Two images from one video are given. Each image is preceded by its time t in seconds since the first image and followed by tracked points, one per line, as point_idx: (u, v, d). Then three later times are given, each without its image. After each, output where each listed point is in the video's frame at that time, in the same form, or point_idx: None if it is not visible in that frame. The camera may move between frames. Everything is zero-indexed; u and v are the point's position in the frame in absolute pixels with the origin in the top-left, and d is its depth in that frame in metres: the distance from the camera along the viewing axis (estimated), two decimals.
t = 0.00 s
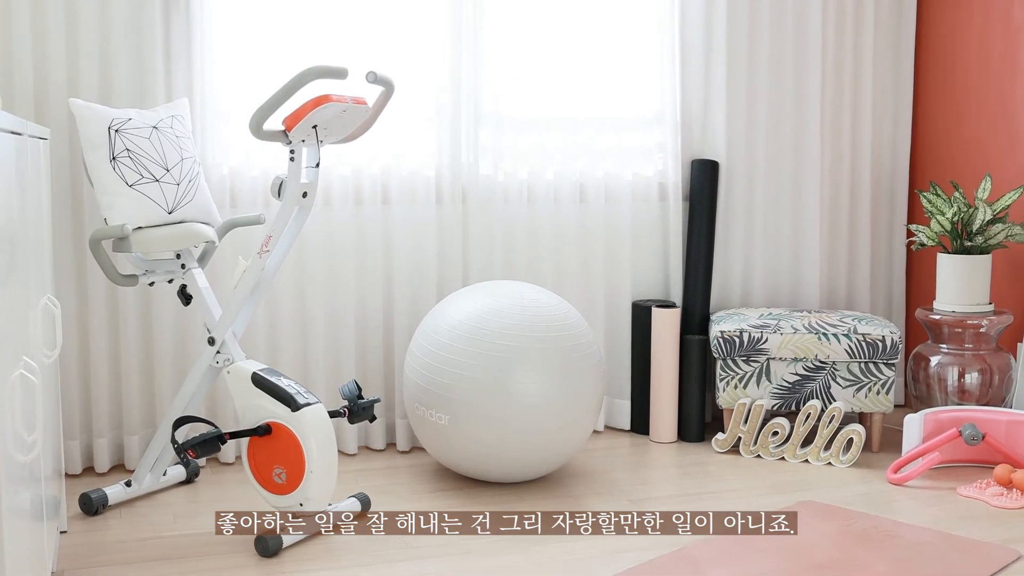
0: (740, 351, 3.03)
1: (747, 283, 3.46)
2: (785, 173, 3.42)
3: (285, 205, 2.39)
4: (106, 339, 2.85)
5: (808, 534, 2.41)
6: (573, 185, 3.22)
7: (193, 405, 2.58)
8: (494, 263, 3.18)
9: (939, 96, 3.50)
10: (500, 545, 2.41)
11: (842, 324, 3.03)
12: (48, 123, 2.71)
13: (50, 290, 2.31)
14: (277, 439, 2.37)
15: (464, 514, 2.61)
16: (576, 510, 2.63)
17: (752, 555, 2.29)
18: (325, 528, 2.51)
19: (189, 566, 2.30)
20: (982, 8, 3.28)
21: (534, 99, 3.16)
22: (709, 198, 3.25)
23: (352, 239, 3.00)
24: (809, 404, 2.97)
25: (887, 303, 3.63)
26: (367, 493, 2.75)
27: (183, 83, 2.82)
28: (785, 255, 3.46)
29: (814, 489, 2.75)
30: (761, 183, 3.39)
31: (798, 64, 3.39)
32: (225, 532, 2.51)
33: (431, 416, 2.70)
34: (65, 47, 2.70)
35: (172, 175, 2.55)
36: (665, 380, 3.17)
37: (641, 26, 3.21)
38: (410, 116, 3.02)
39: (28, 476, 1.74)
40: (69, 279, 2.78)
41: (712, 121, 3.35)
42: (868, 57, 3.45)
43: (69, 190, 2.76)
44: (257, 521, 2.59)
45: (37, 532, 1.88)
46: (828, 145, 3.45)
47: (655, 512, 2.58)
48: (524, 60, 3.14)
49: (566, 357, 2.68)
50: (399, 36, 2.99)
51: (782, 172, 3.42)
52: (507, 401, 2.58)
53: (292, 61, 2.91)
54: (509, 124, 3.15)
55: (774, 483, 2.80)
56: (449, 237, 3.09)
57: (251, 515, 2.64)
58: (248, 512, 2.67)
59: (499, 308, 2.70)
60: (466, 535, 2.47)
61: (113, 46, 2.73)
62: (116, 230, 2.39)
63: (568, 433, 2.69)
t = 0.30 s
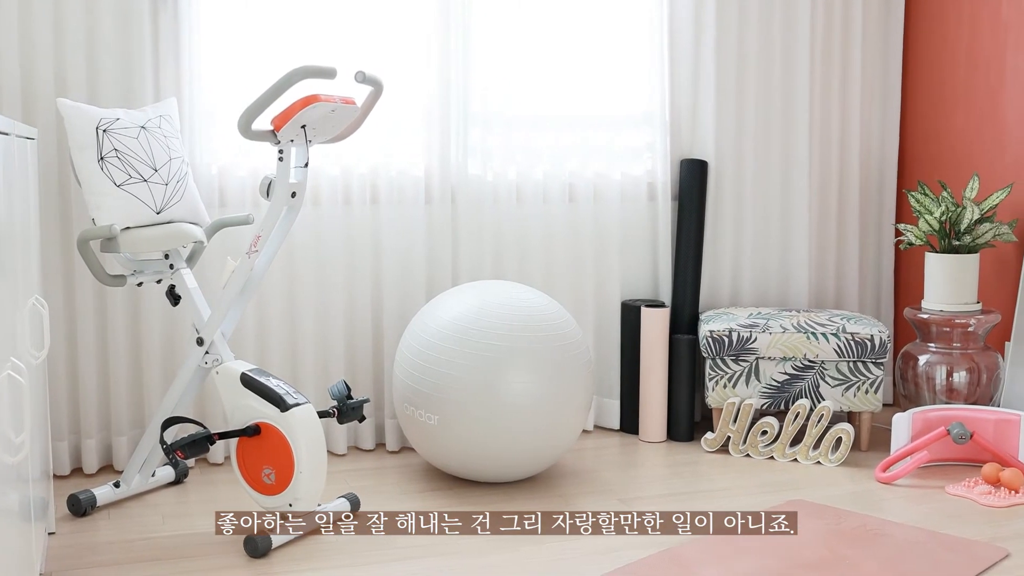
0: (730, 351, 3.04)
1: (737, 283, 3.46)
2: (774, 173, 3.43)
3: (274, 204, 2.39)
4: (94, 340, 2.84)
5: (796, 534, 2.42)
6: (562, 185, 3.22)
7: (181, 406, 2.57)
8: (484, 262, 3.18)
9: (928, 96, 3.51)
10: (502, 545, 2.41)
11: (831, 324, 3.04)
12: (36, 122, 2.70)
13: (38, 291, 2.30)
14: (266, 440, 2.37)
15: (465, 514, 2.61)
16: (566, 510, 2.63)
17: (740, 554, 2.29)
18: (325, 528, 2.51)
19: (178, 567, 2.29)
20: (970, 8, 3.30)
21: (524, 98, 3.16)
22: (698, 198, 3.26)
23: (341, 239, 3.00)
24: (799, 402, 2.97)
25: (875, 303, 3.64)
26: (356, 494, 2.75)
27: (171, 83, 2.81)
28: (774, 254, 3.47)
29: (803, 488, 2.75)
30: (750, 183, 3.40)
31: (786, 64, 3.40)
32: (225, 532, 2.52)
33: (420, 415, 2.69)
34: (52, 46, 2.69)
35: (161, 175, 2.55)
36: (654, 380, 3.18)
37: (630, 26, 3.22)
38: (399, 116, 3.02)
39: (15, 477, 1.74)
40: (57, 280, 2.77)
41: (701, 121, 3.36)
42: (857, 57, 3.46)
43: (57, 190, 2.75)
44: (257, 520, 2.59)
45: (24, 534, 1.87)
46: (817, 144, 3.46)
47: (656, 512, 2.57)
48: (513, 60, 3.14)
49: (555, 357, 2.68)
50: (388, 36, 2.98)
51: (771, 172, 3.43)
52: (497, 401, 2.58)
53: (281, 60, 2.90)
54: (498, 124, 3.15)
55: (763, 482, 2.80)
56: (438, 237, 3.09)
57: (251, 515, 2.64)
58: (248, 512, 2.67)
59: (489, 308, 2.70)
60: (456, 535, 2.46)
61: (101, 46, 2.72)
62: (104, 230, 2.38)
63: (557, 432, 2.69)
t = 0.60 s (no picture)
0: (718, 350, 3.04)
1: (725, 283, 3.47)
2: (762, 173, 3.43)
3: (262, 204, 2.38)
4: (82, 340, 2.83)
5: (784, 533, 2.42)
6: (551, 185, 3.22)
7: (169, 406, 2.57)
8: (472, 262, 3.18)
9: (915, 96, 3.52)
10: (499, 545, 2.40)
11: (819, 323, 3.04)
12: (22, 122, 2.69)
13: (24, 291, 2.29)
14: (254, 440, 2.36)
15: (464, 514, 2.61)
16: (555, 510, 2.63)
17: (729, 553, 2.29)
18: (325, 528, 2.51)
19: (165, 568, 2.29)
20: (957, 8, 3.31)
21: (511, 98, 3.16)
22: (686, 198, 3.27)
23: (329, 239, 3.00)
24: (787, 402, 2.99)
25: (863, 302, 3.65)
26: (345, 494, 2.75)
27: (158, 83, 2.81)
28: (762, 254, 3.47)
29: (792, 487, 2.76)
30: (738, 183, 3.41)
31: (774, 65, 3.41)
32: (225, 532, 2.51)
33: (408, 416, 2.69)
34: (39, 46, 2.68)
35: (148, 175, 2.54)
36: (642, 379, 3.18)
37: (618, 26, 3.23)
38: (387, 115, 3.02)
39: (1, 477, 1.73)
40: (44, 280, 2.76)
41: (689, 120, 3.36)
42: (844, 57, 3.47)
43: (43, 190, 2.75)
44: (257, 521, 2.58)
45: (11, 534, 1.87)
46: (805, 144, 3.47)
47: (652, 512, 2.57)
48: (501, 60, 3.14)
49: (544, 357, 2.69)
50: (377, 35, 2.98)
51: (759, 172, 3.43)
52: (485, 402, 2.58)
53: (269, 60, 2.90)
54: (486, 124, 3.15)
55: (752, 481, 2.81)
56: (427, 237, 3.09)
57: (251, 515, 2.63)
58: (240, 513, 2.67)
59: (477, 308, 2.70)
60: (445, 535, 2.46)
61: (88, 45, 2.72)
62: (91, 230, 2.38)
63: (546, 432, 2.69)
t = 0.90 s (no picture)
0: (707, 350, 3.05)
1: (714, 283, 3.47)
2: (750, 173, 3.44)
3: (250, 204, 2.37)
4: (69, 341, 2.83)
5: (772, 532, 2.42)
6: (539, 185, 3.23)
7: (156, 407, 2.56)
8: (461, 262, 3.18)
9: (903, 95, 3.52)
10: (489, 545, 2.40)
11: (807, 323, 3.05)
12: (9, 122, 2.68)
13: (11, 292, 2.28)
14: (243, 441, 2.36)
15: (456, 514, 2.60)
16: (543, 510, 2.63)
17: (718, 552, 2.30)
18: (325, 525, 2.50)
19: (153, 568, 2.28)
20: (944, 8, 3.32)
21: (500, 98, 3.16)
22: (675, 198, 3.27)
23: (317, 239, 2.99)
24: (775, 401, 3.00)
25: (851, 302, 3.66)
26: (333, 494, 2.75)
27: (146, 83, 2.80)
28: (751, 254, 3.48)
29: (780, 486, 2.76)
30: (726, 183, 3.41)
31: (762, 66, 3.41)
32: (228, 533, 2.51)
33: (397, 416, 2.69)
34: (26, 46, 2.67)
35: (136, 176, 2.53)
36: (631, 379, 3.19)
37: (606, 26, 3.23)
38: (375, 115, 3.02)
39: None
40: (31, 281, 2.75)
41: (677, 120, 3.37)
42: (831, 56, 3.48)
43: (30, 190, 2.74)
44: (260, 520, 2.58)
45: None
46: (793, 144, 3.48)
47: (641, 512, 2.57)
48: (489, 60, 3.14)
49: (533, 357, 2.69)
50: (365, 35, 2.98)
51: (748, 172, 3.44)
52: (475, 402, 2.58)
53: (256, 61, 2.90)
54: (474, 124, 3.15)
55: (740, 481, 2.81)
56: (415, 237, 3.09)
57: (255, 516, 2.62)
58: (228, 513, 2.67)
59: (466, 308, 2.69)
60: (433, 535, 2.46)
61: (75, 45, 2.71)
62: (79, 230, 2.37)
63: (535, 432, 2.69)
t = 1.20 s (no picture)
0: (696, 349, 3.05)
1: (703, 283, 3.48)
2: (739, 172, 3.45)
3: (239, 204, 2.36)
4: (57, 342, 2.82)
5: (761, 531, 2.43)
6: (528, 184, 3.23)
7: (143, 408, 2.55)
8: (450, 262, 3.18)
9: (891, 95, 3.53)
10: (478, 545, 2.40)
11: (796, 322, 3.06)
12: None
13: None
14: (231, 441, 2.36)
15: (444, 515, 2.60)
16: (533, 510, 2.63)
17: (707, 552, 2.30)
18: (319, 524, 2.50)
19: (141, 570, 2.27)
20: (933, 8, 3.32)
21: (489, 98, 3.16)
22: (664, 198, 3.28)
23: (306, 240, 2.99)
24: (764, 401, 3.01)
25: (840, 301, 3.67)
26: (323, 495, 2.74)
27: (134, 83, 2.80)
28: (740, 253, 3.49)
29: (770, 486, 2.77)
30: (715, 183, 3.42)
31: (751, 66, 3.42)
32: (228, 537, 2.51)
33: (387, 416, 2.69)
34: (13, 45, 2.66)
35: (124, 176, 2.52)
36: (620, 379, 3.19)
37: (596, 26, 3.23)
38: (365, 115, 3.01)
39: None
40: (19, 281, 2.74)
41: (666, 120, 3.37)
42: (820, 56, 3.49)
43: (18, 190, 2.73)
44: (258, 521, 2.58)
45: None
46: (782, 143, 3.49)
47: (631, 512, 2.58)
48: (479, 60, 3.14)
49: (522, 357, 2.69)
50: (354, 35, 2.98)
51: (737, 172, 3.45)
52: (464, 402, 2.58)
53: (245, 60, 2.89)
54: (463, 124, 3.15)
55: (730, 480, 2.82)
56: (404, 237, 3.09)
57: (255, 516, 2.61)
58: (217, 514, 2.66)
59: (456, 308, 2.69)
60: (422, 535, 2.46)
61: (62, 44, 2.70)
62: (67, 230, 2.36)
63: (525, 432, 2.69)
